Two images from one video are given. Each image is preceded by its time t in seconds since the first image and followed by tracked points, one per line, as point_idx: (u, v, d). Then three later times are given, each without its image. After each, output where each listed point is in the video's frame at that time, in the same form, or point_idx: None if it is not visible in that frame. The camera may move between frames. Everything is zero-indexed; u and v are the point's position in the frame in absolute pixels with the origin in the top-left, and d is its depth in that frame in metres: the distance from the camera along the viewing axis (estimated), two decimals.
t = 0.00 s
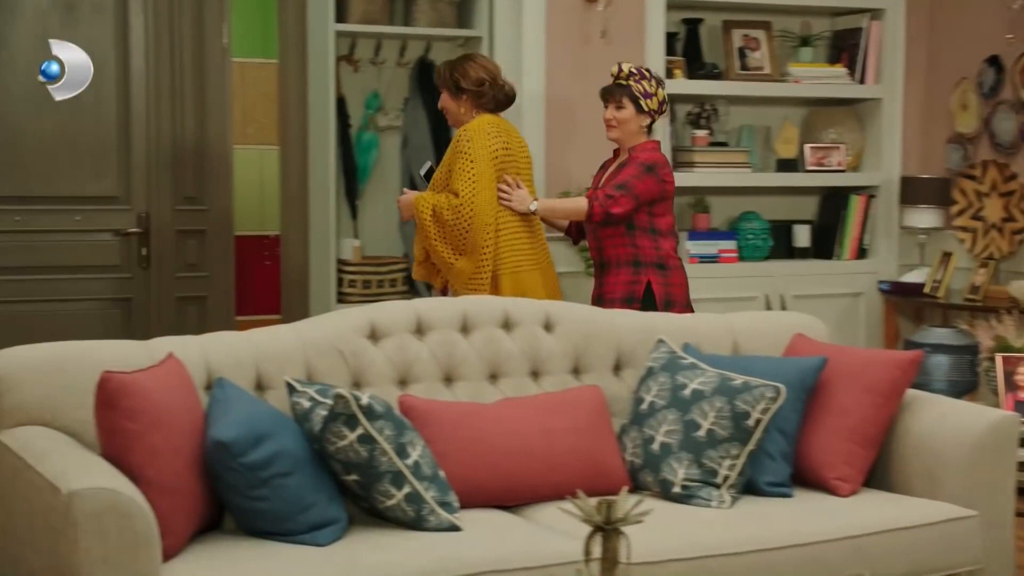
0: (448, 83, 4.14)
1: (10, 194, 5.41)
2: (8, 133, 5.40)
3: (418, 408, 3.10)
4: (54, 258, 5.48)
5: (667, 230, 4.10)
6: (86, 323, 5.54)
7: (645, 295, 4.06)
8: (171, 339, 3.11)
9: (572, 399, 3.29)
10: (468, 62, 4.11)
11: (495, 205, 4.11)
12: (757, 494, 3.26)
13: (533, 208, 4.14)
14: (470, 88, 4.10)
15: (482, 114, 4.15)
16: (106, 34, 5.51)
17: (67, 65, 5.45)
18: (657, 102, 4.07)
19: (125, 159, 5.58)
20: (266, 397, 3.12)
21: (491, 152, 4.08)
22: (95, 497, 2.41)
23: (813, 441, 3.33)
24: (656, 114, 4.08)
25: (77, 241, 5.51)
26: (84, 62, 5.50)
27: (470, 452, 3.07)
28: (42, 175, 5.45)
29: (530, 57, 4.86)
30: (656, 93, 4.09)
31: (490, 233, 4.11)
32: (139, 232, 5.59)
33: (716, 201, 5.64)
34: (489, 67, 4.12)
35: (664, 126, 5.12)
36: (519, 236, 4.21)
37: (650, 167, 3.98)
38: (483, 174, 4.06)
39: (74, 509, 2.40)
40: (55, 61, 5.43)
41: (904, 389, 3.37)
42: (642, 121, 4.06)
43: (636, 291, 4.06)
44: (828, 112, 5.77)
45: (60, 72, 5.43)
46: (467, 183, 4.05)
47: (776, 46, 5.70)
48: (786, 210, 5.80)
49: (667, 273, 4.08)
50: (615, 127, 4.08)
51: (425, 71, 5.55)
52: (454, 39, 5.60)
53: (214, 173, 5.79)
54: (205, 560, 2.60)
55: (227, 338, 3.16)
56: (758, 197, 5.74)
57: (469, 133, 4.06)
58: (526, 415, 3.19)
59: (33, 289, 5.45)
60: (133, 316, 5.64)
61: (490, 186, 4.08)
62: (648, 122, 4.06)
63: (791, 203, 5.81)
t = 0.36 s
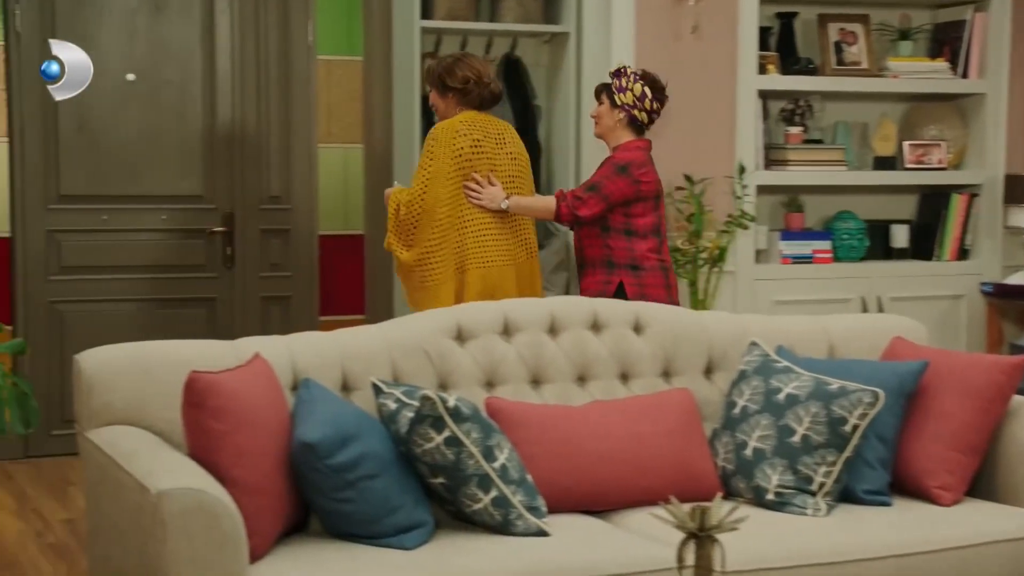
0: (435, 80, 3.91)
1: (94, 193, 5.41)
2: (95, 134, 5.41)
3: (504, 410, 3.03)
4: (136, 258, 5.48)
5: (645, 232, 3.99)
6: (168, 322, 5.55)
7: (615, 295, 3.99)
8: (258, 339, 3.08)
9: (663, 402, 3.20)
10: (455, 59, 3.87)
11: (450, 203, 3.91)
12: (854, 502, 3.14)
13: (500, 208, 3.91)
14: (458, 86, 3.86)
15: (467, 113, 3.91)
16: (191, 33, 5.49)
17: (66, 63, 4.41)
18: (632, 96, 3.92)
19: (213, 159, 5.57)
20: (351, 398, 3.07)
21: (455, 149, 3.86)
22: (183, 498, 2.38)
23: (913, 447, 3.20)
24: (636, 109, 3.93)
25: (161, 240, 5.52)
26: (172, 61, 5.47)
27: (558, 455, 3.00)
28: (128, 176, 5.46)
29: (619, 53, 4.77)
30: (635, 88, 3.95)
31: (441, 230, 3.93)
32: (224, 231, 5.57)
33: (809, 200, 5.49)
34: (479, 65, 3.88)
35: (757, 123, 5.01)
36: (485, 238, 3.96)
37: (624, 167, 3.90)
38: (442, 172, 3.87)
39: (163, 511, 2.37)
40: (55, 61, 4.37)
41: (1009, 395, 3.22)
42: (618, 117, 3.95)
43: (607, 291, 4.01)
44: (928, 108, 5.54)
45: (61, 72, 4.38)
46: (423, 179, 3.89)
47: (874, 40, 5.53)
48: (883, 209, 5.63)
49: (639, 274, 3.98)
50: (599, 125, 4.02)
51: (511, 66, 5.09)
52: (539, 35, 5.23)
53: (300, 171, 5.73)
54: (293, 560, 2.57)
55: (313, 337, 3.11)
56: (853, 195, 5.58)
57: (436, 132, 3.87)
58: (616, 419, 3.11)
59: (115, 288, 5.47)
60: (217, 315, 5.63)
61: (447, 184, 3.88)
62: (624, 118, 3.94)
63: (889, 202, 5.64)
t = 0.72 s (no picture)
0: (450, 85, 4.11)
1: (165, 191, 5.28)
2: (165, 133, 5.28)
3: (578, 412, 2.94)
4: (206, 256, 5.33)
5: (617, 230, 3.97)
6: (239, 322, 5.39)
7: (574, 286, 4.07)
8: (328, 340, 3.02)
9: (742, 406, 3.10)
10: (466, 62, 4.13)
11: (460, 205, 4.16)
12: (940, 511, 3.01)
13: (507, 209, 4.13)
14: (474, 87, 4.13)
15: (478, 115, 4.18)
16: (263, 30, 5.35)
17: (67, 63, 4.85)
18: (620, 97, 3.85)
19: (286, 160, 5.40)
20: (423, 400, 3.01)
21: (470, 153, 4.12)
22: (255, 499, 2.34)
23: (1003, 455, 3.07)
24: (625, 110, 3.86)
25: (232, 240, 5.36)
26: (241, 58, 5.33)
27: (635, 459, 2.91)
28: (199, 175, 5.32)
29: (695, 47, 4.67)
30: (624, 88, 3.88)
31: (450, 231, 4.18)
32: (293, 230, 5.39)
33: (893, 199, 5.33)
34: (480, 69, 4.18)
35: (838, 118, 4.88)
36: (491, 240, 4.20)
37: (606, 168, 3.84)
38: (456, 175, 4.13)
39: (235, 513, 2.33)
40: (54, 60, 4.83)
41: None
42: (608, 117, 3.91)
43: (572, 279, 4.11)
44: (1018, 104, 5.33)
45: (60, 72, 4.82)
46: (438, 180, 4.14)
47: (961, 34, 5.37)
48: (970, 209, 5.45)
49: (598, 269, 4.02)
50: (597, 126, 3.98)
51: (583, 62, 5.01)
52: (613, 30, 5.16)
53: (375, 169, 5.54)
54: (365, 563, 2.52)
55: (384, 338, 3.05)
56: (939, 194, 5.41)
57: (454, 134, 4.12)
58: (693, 424, 3.01)
59: (186, 287, 5.33)
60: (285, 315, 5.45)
61: (462, 187, 4.14)
62: (613, 118, 3.89)
63: (976, 201, 5.46)
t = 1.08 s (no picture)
0: (448, 88, 4.14)
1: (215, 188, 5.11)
2: (216, 131, 5.10)
3: (637, 416, 2.85)
4: (254, 255, 5.16)
5: (606, 229, 4.07)
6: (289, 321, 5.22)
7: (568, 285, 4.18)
8: (382, 341, 2.94)
9: (806, 409, 2.99)
10: (460, 66, 4.17)
11: (467, 211, 4.18)
12: (1011, 520, 2.91)
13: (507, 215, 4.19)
14: (468, 90, 4.17)
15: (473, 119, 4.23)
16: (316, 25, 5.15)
17: (66, 62, 4.15)
18: (608, 97, 3.95)
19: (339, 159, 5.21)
20: (477, 403, 2.92)
21: (477, 158, 4.16)
22: (308, 503, 2.28)
23: None
24: (612, 109, 3.96)
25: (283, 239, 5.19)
26: (293, 55, 5.14)
27: (696, 465, 2.82)
28: (249, 173, 5.14)
29: (757, 40, 4.56)
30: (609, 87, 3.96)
31: (463, 237, 4.21)
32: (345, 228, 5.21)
33: (962, 198, 5.17)
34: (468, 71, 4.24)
35: (905, 114, 4.73)
36: (496, 243, 4.27)
37: (590, 170, 3.95)
38: (466, 180, 4.16)
39: (288, 517, 2.28)
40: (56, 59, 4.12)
41: None
42: (596, 117, 4.00)
43: (565, 278, 4.21)
44: None
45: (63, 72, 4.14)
46: (449, 188, 4.15)
47: None
48: None
49: (589, 267, 4.13)
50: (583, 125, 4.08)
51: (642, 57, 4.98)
52: (672, 24, 5.09)
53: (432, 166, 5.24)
54: (417, 569, 2.46)
55: (439, 339, 2.97)
56: (1010, 192, 5.24)
57: (461, 140, 4.14)
58: (755, 428, 2.91)
59: (233, 287, 5.16)
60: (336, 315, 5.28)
61: (469, 193, 4.18)
62: (600, 118, 3.99)
63: None
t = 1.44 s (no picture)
0: (412, 93, 4.14)
1: (252, 186, 4.92)
2: (253, 128, 4.91)
3: (681, 419, 2.78)
4: (290, 255, 4.98)
5: (613, 225, 4.02)
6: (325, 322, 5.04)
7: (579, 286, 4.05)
8: (421, 341, 2.87)
9: (857, 413, 2.91)
10: (428, 67, 4.10)
11: (450, 204, 4.11)
12: None
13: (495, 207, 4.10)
14: (433, 92, 4.11)
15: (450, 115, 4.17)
16: (354, 22, 4.96)
17: (66, 63, 3.64)
18: (608, 96, 3.92)
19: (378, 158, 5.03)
20: (518, 405, 2.85)
21: (456, 153, 4.09)
22: (347, 506, 2.24)
23: None
24: (610, 108, 3.93)
25: (319, 239, 5.01)
26: (332, 49, 4.95)
27: (743, 469, 2.75)
28: (287, 170, 4.96)
29: (805, 34, 4.48)
30: (606, 88, 3.93)
31: (450, 231, 4.14)
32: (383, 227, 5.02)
33: (1016, 196, 5.04)
34: (445, 65, 4.14)
35: (957, 111, 4.63)
36: (487, 236, 4.18)
37: (597, 165, 3.91)
38: (447, 175, 4.09)
39: (327, 520, 2.23)
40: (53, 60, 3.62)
41: None
42: (596, 118, 3.94)
43: (574, 281, 4.07)
44: None
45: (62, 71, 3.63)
46: (430, 184, 4.09)
47: None
48: None
49: (600, 265, 4.03)
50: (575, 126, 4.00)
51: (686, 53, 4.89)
52: (717, 19, 5.01)
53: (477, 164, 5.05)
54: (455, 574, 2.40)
55: (479, 340, 2.90)
56: None
57: (437, 136, 4.08)
58: (804, 432, 2.83)
59: (267, 288, 4.98)
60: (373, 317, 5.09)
61: (451, 188, 4.10)
62: (602, 118, 3.94)
63: None
